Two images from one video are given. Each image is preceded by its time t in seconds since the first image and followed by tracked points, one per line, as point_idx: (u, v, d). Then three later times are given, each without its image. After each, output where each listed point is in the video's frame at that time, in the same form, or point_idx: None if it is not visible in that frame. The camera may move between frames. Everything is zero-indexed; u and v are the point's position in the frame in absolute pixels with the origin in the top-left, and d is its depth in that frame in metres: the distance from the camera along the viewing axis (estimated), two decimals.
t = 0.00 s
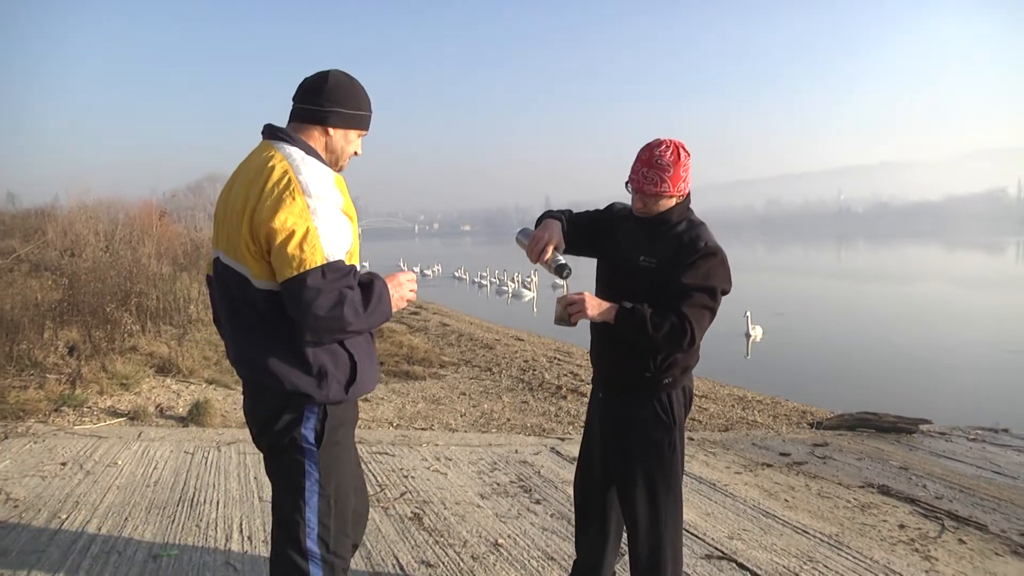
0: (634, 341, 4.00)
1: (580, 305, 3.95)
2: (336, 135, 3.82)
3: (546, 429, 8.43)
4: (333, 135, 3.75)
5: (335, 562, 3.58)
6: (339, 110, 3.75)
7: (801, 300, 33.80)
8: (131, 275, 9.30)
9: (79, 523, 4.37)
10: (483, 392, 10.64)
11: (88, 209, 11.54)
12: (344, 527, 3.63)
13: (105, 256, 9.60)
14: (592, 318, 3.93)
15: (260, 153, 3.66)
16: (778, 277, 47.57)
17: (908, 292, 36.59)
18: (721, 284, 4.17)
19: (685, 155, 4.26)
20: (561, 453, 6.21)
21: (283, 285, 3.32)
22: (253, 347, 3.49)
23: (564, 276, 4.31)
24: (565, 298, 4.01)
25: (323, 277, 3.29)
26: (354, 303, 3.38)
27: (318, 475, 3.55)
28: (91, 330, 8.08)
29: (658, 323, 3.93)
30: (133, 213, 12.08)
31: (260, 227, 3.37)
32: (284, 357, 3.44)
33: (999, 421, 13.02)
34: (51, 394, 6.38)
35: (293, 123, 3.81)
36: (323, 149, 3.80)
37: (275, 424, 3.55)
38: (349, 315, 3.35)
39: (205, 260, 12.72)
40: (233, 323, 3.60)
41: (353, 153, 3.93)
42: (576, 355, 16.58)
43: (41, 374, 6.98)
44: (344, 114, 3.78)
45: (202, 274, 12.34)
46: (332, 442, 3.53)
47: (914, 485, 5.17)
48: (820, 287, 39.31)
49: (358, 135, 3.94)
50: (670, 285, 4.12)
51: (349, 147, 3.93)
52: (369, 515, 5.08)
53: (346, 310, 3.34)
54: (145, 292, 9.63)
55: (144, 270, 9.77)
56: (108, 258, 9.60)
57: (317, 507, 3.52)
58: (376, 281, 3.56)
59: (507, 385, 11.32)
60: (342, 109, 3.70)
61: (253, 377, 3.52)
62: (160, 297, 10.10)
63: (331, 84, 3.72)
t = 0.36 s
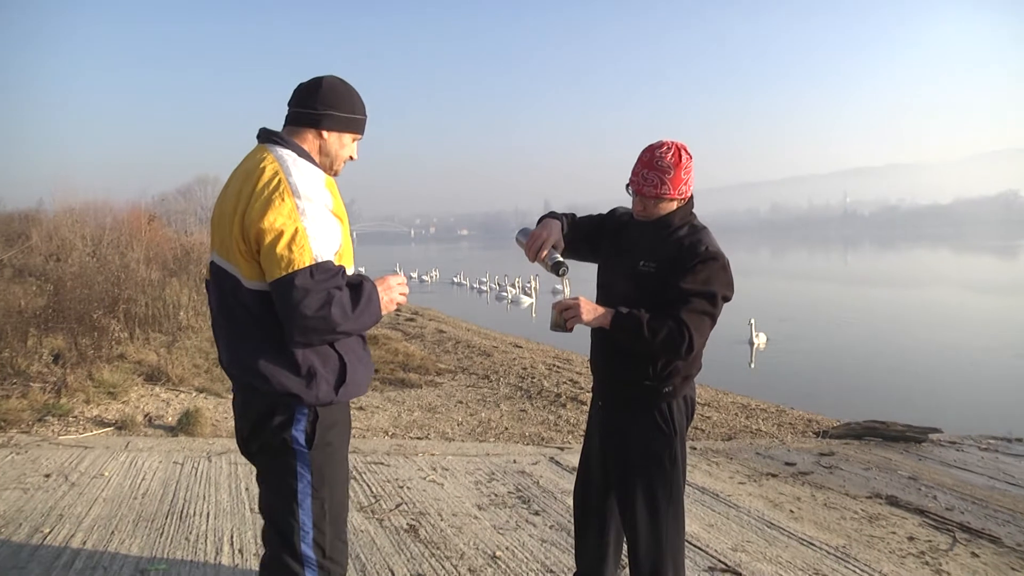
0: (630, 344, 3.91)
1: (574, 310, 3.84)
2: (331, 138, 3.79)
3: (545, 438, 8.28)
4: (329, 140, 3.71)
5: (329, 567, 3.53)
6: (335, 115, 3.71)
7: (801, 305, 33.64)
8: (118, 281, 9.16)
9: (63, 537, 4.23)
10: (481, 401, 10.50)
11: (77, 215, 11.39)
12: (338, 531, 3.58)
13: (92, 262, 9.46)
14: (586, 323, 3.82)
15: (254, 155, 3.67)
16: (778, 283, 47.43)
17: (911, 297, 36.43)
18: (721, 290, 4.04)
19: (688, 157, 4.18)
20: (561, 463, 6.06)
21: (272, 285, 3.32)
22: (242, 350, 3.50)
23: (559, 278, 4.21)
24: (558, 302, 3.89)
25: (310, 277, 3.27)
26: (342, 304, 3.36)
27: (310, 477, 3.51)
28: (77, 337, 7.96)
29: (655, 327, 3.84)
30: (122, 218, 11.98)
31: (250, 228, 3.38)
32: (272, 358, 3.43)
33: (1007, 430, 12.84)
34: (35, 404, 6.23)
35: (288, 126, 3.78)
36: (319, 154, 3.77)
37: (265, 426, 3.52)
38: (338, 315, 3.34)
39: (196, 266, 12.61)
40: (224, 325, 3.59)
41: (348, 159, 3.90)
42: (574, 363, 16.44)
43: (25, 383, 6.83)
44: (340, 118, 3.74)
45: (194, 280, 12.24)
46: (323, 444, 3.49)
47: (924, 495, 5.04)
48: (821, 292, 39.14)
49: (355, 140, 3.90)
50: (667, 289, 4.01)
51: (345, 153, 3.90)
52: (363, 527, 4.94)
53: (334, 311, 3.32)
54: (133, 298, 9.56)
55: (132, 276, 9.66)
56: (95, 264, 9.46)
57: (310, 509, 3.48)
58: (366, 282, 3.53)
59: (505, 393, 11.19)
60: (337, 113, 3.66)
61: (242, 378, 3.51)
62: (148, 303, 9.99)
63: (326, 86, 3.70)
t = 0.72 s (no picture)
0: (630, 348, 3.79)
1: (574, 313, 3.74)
2: (315, 144, 3.87)
3: (545, 449, 8.11)
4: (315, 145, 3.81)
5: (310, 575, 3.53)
6: (321, 121, 3.81)
7: (805, 312, 33.37)
8: (104, 286, 8.99)
9: (43, 553, 4.06)
10: (479, 410, 10.33)
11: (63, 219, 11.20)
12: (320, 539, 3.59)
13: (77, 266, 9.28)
14: (584, 324, 3.74)
15: (239, 159, 3.70)
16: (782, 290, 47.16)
17: (915, 303, 36.14)
18: (724, 295, 3.93)
19: (689, 158, 4.04)
20: (561, 475, 5.90)
21: (253, 286, 3.34)
22: (226, 355, 3.51)
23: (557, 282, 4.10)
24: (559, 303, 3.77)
25: (292, 278, 3.29)
26: (324, 307, 3.38)
27: (292, 485, 3.52)
28: (60, 344, 7.82)
29: (656, 332, 3.73)
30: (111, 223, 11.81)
31: (232, 230, 3.40)
32: (253, 362, 3.45)
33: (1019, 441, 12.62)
34: (16, 413, 6.07)
35: (275, 132, 3.89)
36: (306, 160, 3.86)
37: (248, 432, 3.54)
38: (319, 317, 3.35)
39: (184, 270, 12.46)
40: (209, 329, 3.62)
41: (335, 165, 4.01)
42: (574, 371, 16.24)
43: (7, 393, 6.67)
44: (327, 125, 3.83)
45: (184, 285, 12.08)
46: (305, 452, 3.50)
47: (938, 509, 4.87)
48: (824, 299, 38.85)
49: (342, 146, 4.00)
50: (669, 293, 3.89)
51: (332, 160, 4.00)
52: (357, 541, 4.76)
53: (316, 314, 3.34)
54: (119, 305, 9.44)
55: (118, 281, 9.52)
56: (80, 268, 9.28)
57: (291, 518, 3.49)
58: (349, 287, 3.55)
59: (504, 402, 11.01)
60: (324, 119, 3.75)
61: (225, 383, 3.53)
62: (135, 309, 9.87)
63: (311, 93, 3.80)
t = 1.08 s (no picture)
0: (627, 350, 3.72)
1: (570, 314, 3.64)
2: (305, 144, 3.82)
3: (544, 456, 7.97)
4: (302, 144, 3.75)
5: None
6: (312, 120, 3.75)
7: (805, 316, 33.19)
8: (89, 289, 8.86)
9: (23, 566, 3.91)
10: (477, 416, 10.19)
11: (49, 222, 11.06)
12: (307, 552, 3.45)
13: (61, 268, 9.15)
14: (581, 323, 3.64)
15: (229, 156, 3.59)
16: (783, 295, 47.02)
17: (917, 306, 35.92)
18: (724, 297, 3.84)
19: (686, 156, 3.96)
20: (561, 483, 5.75)
21: (240, 284, 3.21)
22: (208, 360, 3.39)
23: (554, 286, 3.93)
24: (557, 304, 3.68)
25: (281, 277, 3.18)
26: (312, 308, 3.26)
27: (276, 497, 3.39)
28: (44, 349, 7.70)
29: (653, 333, 3.65)
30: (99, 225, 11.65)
31: (219, 227, 3.28)
32: (236, 367, 3.32)
33: None
34: None
35: (267, 130, 3.85)
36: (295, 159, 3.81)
37: (231, 440, 3.41)
38: (307, 319, 3.23)
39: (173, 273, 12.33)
40: (192, 331, 3.50)
41: (325, 167, 3.94)
42: (572, 376, 16.09)
43: None
44: (316, 124, 3.77)
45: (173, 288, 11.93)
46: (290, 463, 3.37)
47: (950, 519, 4.73)
48: (823, 302, 38.69)
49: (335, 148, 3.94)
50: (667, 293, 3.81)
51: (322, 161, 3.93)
52: (351, 550, 4.62)
53: (304, 315, 3.22)
54: (105, 308, 9.31)
55: (104, 283, 9.38)
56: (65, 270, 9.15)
57: (276, 532, 3.36)
58: (338, 290, 3.43)
59: (502, 408, 10.86)
60: (312, 118, 3.69)
61: (207, 388, 3.40)
62: (122, 312, 9.76)
63: (304, 91, 3.77)
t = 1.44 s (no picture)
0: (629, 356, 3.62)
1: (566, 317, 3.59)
2: (300, 144, 3.68)
3: (547, 464, 7.81)
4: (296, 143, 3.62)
5: None
6: (306, 118, 3.61)
7: (809, 319, 32.99)
8: (78, 293, 8.75)
9: None
10: (478, 423, 10.03)
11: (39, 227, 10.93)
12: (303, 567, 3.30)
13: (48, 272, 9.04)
14: (579, 327, 3.58)
15: (219, 160, 3.48)
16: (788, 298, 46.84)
17: (923, 309, 35.67)
18: (731, 300, 3.72)
19: (687, 154, 3.85)
20: (565, 492, 5.59)
21: (226, 291, 3.09)
22: (198, 369, 3.26)
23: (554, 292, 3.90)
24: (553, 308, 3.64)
25: (268, 283, 3.05)
26: (302, 315, 3.12)
27: (270, 510, 3.25)
28: (31, 356, 7.68)
29: (655, 335, 3.54)
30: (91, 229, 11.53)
31: (206, 232, 3.16)
32: (226, 375, 3.19)
33: None
34: None
35: (261, 130, 3.72)
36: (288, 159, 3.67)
37: (222, 451, 3.28)
38: (296, 326, 3.09)
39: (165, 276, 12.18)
40: (181, 338, 3.37)
41: (320, 168, 3.79)
42: (574, 381, 15.92)
43: None
44: (311, 123, 3.64)
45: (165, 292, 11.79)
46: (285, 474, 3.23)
47: (969, 530, 4.57)
48: (827, 305, 38.48)
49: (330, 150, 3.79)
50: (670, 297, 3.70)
51: (317, 162, 3.79)
52: (349, 562, 4.46)
53: (293, 322, 3.09)
54: (94, 314, 9.18)
55: (94, 288, 9.27)
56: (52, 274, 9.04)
57: (270, 546, 3.22)
58: (330, 295, 3.29)
59: (504, 415, 10.72)
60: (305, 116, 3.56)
61: (196, 398, 3.27)
62: (111, 317, 9.64)
63: (299, 89, 3.64)
